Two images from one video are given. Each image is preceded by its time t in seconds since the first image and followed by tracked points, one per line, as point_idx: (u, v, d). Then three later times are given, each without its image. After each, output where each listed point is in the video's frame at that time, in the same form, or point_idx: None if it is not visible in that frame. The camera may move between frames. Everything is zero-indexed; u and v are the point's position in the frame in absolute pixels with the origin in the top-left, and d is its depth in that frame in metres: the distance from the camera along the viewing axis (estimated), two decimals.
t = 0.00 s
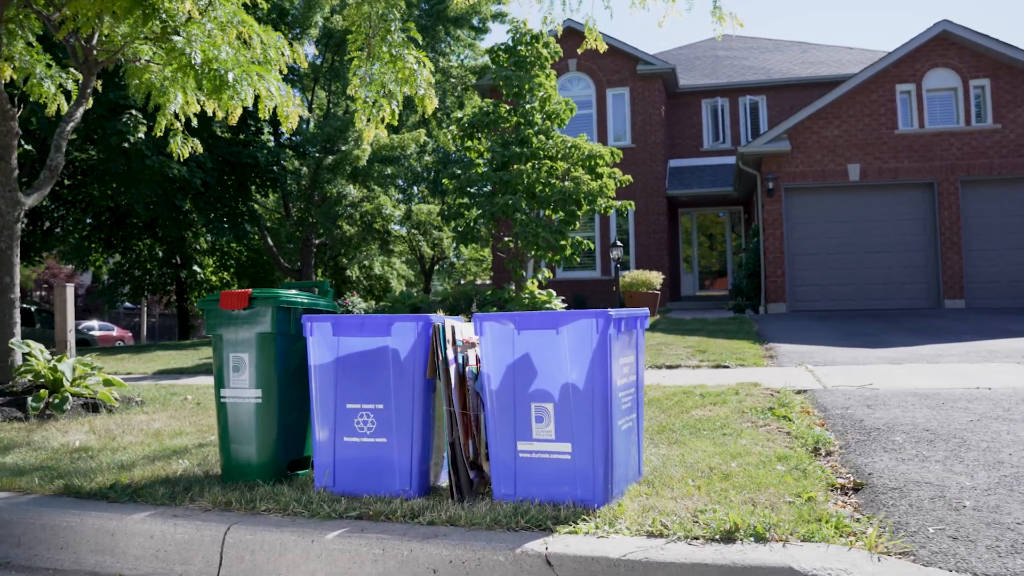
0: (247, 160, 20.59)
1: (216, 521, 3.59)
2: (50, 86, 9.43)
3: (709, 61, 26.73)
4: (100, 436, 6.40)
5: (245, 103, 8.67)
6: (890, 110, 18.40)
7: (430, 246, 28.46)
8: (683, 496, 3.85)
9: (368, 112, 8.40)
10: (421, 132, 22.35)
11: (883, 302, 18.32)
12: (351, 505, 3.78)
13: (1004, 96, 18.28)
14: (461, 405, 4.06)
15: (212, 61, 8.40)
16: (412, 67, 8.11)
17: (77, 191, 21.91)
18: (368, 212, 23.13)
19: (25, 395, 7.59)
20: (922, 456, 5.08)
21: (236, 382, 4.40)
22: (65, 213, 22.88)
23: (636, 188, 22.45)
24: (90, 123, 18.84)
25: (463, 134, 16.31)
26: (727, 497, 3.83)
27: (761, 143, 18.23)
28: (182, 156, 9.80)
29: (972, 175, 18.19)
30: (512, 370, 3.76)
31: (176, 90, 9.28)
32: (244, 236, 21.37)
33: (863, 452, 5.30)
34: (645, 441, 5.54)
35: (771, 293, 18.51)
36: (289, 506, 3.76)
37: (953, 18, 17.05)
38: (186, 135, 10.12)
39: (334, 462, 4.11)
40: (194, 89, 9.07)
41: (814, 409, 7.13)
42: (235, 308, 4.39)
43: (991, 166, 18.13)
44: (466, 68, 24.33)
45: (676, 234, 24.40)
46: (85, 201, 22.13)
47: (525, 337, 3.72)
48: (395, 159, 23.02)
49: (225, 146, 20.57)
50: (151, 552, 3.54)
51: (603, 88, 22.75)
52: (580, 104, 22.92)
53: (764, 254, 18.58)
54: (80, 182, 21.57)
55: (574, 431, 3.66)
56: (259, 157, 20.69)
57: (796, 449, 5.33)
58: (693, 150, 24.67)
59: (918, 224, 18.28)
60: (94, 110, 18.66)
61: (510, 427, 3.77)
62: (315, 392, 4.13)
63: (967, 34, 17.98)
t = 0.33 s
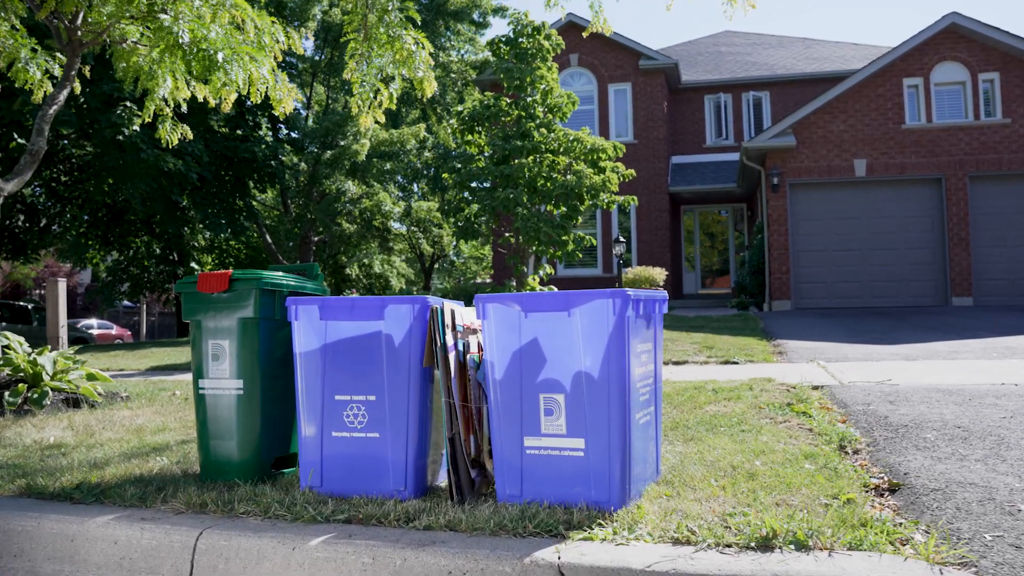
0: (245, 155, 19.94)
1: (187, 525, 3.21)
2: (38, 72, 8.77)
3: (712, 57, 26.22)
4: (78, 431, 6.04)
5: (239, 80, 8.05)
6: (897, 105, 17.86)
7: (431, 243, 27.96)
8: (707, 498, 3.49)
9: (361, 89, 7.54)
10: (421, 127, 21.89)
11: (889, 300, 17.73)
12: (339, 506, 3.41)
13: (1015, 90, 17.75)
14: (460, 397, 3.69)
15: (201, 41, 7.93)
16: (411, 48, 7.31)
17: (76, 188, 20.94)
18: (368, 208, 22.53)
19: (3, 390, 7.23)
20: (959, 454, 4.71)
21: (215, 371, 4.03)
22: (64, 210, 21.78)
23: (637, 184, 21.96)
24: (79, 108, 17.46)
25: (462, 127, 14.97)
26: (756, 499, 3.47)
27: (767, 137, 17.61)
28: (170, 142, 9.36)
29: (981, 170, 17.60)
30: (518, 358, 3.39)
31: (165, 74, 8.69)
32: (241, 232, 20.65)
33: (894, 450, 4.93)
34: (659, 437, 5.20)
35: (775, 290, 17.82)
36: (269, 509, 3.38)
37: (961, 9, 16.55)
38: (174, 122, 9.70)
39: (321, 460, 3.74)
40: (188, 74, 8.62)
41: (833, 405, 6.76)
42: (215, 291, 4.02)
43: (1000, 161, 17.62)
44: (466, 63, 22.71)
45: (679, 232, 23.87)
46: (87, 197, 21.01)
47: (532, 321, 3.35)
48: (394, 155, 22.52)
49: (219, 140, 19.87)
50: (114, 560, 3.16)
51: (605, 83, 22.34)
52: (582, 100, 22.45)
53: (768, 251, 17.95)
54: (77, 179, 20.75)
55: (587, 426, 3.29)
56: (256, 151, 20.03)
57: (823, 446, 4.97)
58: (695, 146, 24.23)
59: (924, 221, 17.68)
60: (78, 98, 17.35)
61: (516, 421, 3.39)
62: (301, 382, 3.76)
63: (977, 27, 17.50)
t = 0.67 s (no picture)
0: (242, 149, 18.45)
1: (157, 528, 2.88)
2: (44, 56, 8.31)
3: (715, 53, 25.66)
4: (56, 427, 5.72)
5: (231, 62, 7.27)
6: (904, 100, 16.89)
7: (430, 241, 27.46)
8: (735, 501, 3.16)
9: (360, 79, 7.03)
10: (421, 122, 21.17)
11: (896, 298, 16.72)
12: (327, 509, 3.07)
13: None
14: (462, 386, 3.37)
15: (191, 19, 7.27)
16: (410, 29, 6.73)
17: (72, 186, 20.63)
18: (366, 205, 21.98)
19: None
20: (998, 452, 4.37)
21: (194, 360, 3.71)
22: (59, 206, 21.32)
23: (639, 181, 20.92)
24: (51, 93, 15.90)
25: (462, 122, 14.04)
26: (790, 501, 3.15)
27: (771, 132, 16.66)
28: (161, 129, 8.96)
29: (990, 166, 16.65)
30: (527, 343, 3.05)
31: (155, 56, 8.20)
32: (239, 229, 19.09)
33: (927, 447, 4.59)
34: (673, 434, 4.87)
35: (780, 287, 16.83)
36: (249, 511, 3.04)
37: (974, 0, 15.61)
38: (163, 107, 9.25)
39: (308, 458, 3.41)
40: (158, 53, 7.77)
41: (852, 401, 6.40)
42: (194, 273, 3.70)
43: (1009, 156, 16.64)
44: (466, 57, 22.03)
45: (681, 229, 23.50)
46: (82, 196, 20.80)
47: (543, 302, 3.02)
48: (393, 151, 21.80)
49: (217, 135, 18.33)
50: (74, 568, 2.82)
51: (606, 80, 21.30)
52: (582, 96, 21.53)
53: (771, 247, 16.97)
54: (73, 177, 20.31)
55: (604, 419, 2.94)
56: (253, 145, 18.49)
57: (852, 444, 4.63)
58: (698, 143, 23.13)
59: (931, 217, 16.63)
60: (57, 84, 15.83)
61: (524, 414, 3.05)
62: (287, 371, 3.44)
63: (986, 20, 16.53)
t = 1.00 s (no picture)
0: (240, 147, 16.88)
1: (124, 531, 2.60)
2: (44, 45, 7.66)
3: (716, 50, 25.18)
4: (36, 424, 5.41)
5: (222, 45, 6.26)
6: (910, 94, 15.73)
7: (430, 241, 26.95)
8: (763, 501, 2.88)
9: (357, 66, 6.41)
10: (421, 118, 20.19)
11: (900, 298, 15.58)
12: (315, 510, 2.79)
13: None
14: (463, 375, 3.09)
15: None
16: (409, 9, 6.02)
17: (71, 184, 18.25)
18: (366, 206, 19.82)
19: None
20: None
21: (174, 347, 3.43)
22: (58, 205, 18.96)
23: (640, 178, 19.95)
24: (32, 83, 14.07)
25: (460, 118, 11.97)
26: (825, 501, 2.87)
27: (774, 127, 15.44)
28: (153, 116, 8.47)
29: (997, 162, 15.44)
30: (536, 326, 2.78)
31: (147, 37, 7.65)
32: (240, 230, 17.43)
33: (959, 445, 4.27)
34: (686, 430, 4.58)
35: (782, 287, 15.76)
36: (229, 513, 2.75)
37: None
38: (156, 95, 9.05)
39: (295, 455, 3.14)
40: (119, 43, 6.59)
41: (871, 398, 6.07)
42: (172, 253, 3.44)
43: (1017, 152, 15.39)
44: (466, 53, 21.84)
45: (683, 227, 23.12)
46: (86, 193, 18.23)
47: (554, 279, 2.75)
48: (393, 147, 20.12)
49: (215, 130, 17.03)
50: None
51: (608, 76, 20.17)
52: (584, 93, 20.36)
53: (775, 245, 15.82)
54: (73, 176, 18.03)
55: (621, 410, 2.67)
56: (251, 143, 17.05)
57: (878, 441, 4.32)
58: (699, 141, 21.65)
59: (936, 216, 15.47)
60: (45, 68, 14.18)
61: (532, 406, 2.78)
62: (272, 360, 3.18)
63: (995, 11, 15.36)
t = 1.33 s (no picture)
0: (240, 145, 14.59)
1: (94, 536, 2.37)
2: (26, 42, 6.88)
3: (719, 47, 24.80)
4: (19, 422, 5.14)
5: (217, 32, 5.58)
6: (915, 91, 14.70)
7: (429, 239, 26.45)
8: (791, 502, 2.67)
9: (356, 53, 5.96)
10: (422, 115, 19.23)
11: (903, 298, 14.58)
12: (303, 512, 2.56)
13: None
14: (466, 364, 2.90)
15: None
16: None
17: (70, 183, 16.44)
18: (366, 205, 18.94)
19: None
20: None
21: (153, 337, 3.20)
22: (60, 204, 17.16)
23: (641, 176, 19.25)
24: (25, 73, 12.08)
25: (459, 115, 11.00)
26: (861, 502, 2.65)
27: (777, 124, 14.44)
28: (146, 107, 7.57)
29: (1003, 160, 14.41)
30: (547, 310, 2.65)
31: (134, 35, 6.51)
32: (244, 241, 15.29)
33: (990, 443, 3.96)
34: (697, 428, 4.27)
35: (783, 286, 14.81)
36: (210, 515, 2.52)
37: None
38: (151, 87, 8.13)
39: (284, 454, 2.93)
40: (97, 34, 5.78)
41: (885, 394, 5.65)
42: (153, 235, 3.22)
43: None
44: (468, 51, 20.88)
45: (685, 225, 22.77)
46: (84, 191, 16.28)
47: (567, 258, 2.63)
48: (393, 146, 19.90)
49: (215, 128, 14.70)
50: None
51: (610, 74, 19.39)
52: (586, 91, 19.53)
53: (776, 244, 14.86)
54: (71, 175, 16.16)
55: (640, 402, 2.53)
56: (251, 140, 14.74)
57: (903, 438, 4.03)
58: (701, 140, 20.84)
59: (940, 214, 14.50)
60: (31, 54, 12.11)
61: (543, 398, 2.64)
62: (257, 350, 2.97)
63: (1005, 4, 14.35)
